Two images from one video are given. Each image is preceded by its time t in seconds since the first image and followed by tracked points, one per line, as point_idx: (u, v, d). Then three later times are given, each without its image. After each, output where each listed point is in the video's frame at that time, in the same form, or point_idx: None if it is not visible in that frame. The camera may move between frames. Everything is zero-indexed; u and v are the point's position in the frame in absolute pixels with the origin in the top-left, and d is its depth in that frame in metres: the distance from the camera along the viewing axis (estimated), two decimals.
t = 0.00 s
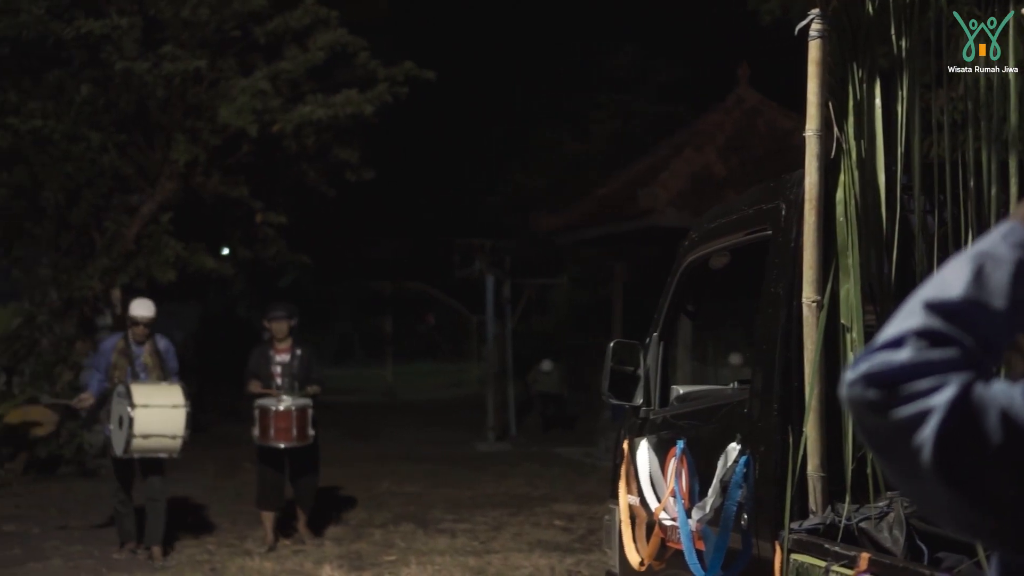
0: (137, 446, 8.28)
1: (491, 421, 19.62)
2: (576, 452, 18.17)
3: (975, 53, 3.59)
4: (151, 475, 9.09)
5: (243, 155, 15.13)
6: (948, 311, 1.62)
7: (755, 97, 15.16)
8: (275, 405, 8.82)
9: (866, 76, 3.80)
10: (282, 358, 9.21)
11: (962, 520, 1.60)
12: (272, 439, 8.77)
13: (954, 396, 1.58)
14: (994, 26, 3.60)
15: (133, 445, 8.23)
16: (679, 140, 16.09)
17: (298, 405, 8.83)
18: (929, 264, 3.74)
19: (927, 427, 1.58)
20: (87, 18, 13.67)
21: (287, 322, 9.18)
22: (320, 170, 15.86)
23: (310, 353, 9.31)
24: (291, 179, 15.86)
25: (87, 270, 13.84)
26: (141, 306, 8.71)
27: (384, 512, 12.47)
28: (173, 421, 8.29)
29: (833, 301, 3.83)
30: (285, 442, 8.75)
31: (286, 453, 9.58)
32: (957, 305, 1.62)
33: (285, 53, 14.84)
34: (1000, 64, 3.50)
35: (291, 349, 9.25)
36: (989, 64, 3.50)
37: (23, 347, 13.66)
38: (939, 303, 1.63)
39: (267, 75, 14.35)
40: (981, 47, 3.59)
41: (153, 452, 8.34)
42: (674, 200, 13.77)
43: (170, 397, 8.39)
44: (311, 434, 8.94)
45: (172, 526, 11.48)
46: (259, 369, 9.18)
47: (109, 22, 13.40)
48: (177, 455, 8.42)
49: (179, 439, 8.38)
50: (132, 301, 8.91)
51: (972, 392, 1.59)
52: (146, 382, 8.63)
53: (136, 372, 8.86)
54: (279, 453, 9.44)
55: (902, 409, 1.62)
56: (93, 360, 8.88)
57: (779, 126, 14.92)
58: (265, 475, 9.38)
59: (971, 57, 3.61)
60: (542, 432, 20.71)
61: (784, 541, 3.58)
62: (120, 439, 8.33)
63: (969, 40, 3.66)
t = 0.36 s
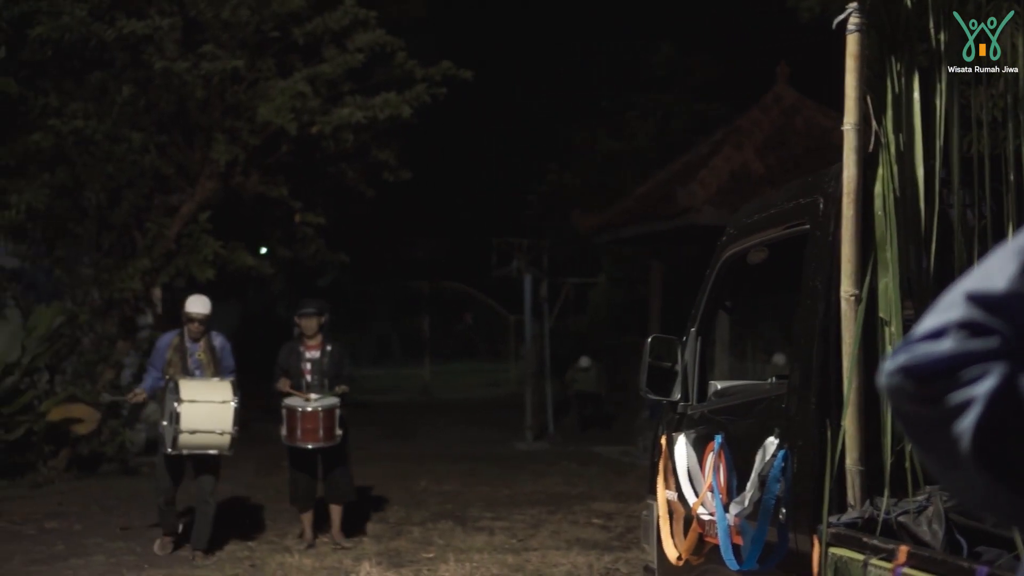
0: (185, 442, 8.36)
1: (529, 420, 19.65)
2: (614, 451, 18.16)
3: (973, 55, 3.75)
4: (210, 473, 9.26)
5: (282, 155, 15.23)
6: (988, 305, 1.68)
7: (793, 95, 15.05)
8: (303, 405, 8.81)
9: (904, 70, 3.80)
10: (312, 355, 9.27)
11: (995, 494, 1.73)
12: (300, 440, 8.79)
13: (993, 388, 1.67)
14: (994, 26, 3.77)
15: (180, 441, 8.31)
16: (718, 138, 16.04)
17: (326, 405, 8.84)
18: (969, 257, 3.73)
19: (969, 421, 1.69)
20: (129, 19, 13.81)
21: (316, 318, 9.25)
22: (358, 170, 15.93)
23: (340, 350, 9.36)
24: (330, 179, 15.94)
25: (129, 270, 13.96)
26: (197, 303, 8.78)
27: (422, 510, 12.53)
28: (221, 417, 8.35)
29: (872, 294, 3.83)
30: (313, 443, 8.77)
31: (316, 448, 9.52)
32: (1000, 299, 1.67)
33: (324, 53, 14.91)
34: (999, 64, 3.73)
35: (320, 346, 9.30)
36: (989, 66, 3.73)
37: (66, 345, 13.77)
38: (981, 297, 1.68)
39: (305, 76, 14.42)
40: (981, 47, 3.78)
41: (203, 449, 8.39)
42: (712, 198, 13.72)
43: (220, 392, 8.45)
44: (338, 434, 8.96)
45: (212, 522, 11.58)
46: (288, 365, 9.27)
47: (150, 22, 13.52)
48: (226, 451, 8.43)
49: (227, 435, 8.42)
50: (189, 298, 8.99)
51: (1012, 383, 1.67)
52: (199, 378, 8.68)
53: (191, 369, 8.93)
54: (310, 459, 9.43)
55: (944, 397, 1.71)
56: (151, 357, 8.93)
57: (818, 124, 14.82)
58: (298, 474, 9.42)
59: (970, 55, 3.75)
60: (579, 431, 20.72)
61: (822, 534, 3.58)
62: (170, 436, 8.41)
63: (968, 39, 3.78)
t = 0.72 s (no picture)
0: (226, 442, 8.38)
1: (563, 418, 19.66)
2: (649, 450, 18.14)
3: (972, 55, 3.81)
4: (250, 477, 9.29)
5: (317, 154, 15.33)
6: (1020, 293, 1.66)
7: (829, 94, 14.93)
8: (343, 403, 8.85)
9: (939, 64, 3.77)
10: (354, 354, 9.29)
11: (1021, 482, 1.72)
12: (338, 438, 8.80)
13: None
14: (993, 26, 3.81)
15: (222, 441, 8.35)
16: (754, 136, 15.99)
17: (366, 405, 8.86)
18: (1004, 251, 3.73)
19: (999, 407, 1.68)
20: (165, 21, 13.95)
21: (361, 318, 9.24)
22: (394, 170, 15.96)
23: (382, 352, 9.35)
24: (365, 180, 15.99)
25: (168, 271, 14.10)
26: (237, 300, 8.82)
27: (457, 508, 12.56)
28: (262, 418, 8.38)
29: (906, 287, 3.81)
30: (351, 441, 8.78)
31: (355, 455, 9.56)
32: None
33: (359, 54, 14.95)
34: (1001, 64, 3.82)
35: (363, 346, 9.31)
36: (991, 65, 3.84)
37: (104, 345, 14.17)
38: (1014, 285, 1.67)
39: (341, 78, 14.49)
40: (981, 47, 3.84)
41: (244, 450, 8.43)
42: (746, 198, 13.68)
43: (263, 394, 8.47)
44: (379, 435, 8.96)
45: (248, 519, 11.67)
46: (332, 366, 9.32)
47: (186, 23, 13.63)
48: (268, 453, 8.47)
49: (269, 438, 8.44)
50: (230, 296, 9.03)
51: None
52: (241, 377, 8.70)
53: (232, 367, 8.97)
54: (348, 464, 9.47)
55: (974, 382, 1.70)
56: (191, 354, 8.97)
57: (854, 122, 14.69)
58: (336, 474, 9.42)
59: (970, 56, 3.80)
60: (613, 430, 20.71)
61: (858, 527, 3.61)
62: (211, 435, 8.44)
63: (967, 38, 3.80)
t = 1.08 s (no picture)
0: (259, 443, 8.35)
1: (592, 417, 19.65)
2: (678, 449, 18.11)
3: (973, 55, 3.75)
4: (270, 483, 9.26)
5: (347, 153, 15.37)
6: None
7: (860, 92, 14.87)
8: (381, 403, 8.69)
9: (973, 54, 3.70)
10: (394, 350, 9.26)
11: None
12: (376, 438, 8.67)
13: None
14: (993, 26, 3.73)
15: (255, 441, 8.32)
16: (784, 134, 15.94)
17: (404, 405, 8.68)
18: None
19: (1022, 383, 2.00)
20: (196, 20, 14.03)
21: (401, 315, 9.20)
22: (424, 169, 15.98)
23: (422, 348, 9.30)
24: (395, 179, 16.02)
25: (199, 270, 14.17)
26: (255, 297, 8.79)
27: (488, 505, 12.57)
28: (295, 417, 8.37)
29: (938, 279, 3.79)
30: (389, 441, 8.64)
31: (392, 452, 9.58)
32: None
33: (389, 54, 14.97)
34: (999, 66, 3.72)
35: (403, 342, 9.27)
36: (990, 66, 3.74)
37: (135, 342, 14.24)
38: None
39: (372, 77, 14.53)
40: (980, 46, 3.76)
41: (275, 449, 8.40)
42: (776, 195, 13.62)
43: (293, 393, 8.45)
44: (416, 435, 8.82)
45: (278, 517, 11.71)
46: (371, 361, 9.31)
47: (216, 21, 13.73)
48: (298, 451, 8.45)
49: (299, 436, 8.42)
50: (246, 293, 9.00)
51: None
52: (267, 376, 8.66)
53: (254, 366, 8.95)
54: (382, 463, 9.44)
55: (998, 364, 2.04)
56: (211, 354, 8.92)
57: (885, 120, 14.63)
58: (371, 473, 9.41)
59: (969, 55, 3.78)
60: (643, 429, 20.68)
61: (890, 521, 3.60)
62: (242, 435, 8.39)
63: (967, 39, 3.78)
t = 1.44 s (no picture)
0: (260, 440, 8.30)
1: (609, 416, 19.63)
2: (695, 448, 18.07)
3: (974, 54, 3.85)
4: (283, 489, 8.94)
5: (364, 152, 15.38)
6: None
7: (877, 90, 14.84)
8: (397, 405, 8.65)
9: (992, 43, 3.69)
10: (406, 351, 9.18)
11: None
12: (395, 441, 8.63)
13: None
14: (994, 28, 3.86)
15: (257, 439, 8.26)
16: (801, 134, 15.89)
17: (421, 406, 8.66)
18: None
19: None
20: (213, 19, 14.09)
21: (411, 316, 9.11)
22: (441, 168, 15.99)
23: (434, 347, 9.24)
24: (413, 179, 16.03)
25: (214, 268, 14.21)
26: (251, 292, 8.74)
27: (505, 504, 12.56)
28: (296, 412, 8.38)
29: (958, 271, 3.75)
30: (408, 444, 8.60)
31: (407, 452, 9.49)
32: None
33: (406, 52, 14.99)
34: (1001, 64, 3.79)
35: (414, 343, 9.19)
36: (988, 63, 3.80)
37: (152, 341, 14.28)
38: None
39: (390, 75, 14.54)
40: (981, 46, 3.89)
41: (276, 445, 8.39)
42: (794, 193, 13.58)
43: (291, 387, 8.45)
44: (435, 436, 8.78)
45: (295, 515, 11.72)
46: (383, 364, 9.22)
47: (234, 21, 13.76)
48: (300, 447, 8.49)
49: (300, 431, 8.46)
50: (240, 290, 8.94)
51: None
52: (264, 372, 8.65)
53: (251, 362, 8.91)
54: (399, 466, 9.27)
55: (1011, 352, 2.16)
56: (206, 352, 8.87)
57: (902, 118, 14.59)
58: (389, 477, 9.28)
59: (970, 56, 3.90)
60: (660, 429, 20.65)
61: (908, 515, 3.57)
62: (241, 433, 8.33)
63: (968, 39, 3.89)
